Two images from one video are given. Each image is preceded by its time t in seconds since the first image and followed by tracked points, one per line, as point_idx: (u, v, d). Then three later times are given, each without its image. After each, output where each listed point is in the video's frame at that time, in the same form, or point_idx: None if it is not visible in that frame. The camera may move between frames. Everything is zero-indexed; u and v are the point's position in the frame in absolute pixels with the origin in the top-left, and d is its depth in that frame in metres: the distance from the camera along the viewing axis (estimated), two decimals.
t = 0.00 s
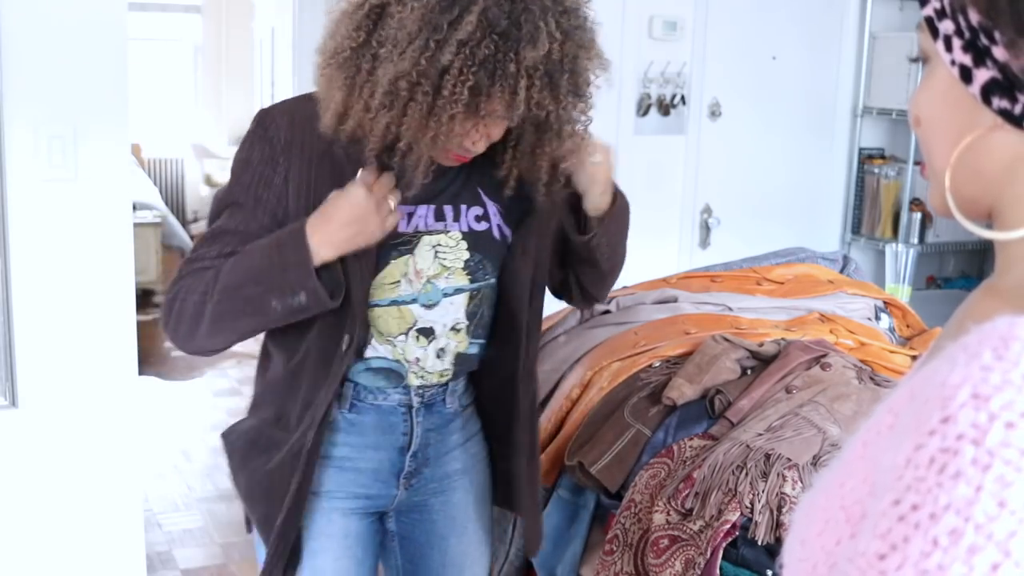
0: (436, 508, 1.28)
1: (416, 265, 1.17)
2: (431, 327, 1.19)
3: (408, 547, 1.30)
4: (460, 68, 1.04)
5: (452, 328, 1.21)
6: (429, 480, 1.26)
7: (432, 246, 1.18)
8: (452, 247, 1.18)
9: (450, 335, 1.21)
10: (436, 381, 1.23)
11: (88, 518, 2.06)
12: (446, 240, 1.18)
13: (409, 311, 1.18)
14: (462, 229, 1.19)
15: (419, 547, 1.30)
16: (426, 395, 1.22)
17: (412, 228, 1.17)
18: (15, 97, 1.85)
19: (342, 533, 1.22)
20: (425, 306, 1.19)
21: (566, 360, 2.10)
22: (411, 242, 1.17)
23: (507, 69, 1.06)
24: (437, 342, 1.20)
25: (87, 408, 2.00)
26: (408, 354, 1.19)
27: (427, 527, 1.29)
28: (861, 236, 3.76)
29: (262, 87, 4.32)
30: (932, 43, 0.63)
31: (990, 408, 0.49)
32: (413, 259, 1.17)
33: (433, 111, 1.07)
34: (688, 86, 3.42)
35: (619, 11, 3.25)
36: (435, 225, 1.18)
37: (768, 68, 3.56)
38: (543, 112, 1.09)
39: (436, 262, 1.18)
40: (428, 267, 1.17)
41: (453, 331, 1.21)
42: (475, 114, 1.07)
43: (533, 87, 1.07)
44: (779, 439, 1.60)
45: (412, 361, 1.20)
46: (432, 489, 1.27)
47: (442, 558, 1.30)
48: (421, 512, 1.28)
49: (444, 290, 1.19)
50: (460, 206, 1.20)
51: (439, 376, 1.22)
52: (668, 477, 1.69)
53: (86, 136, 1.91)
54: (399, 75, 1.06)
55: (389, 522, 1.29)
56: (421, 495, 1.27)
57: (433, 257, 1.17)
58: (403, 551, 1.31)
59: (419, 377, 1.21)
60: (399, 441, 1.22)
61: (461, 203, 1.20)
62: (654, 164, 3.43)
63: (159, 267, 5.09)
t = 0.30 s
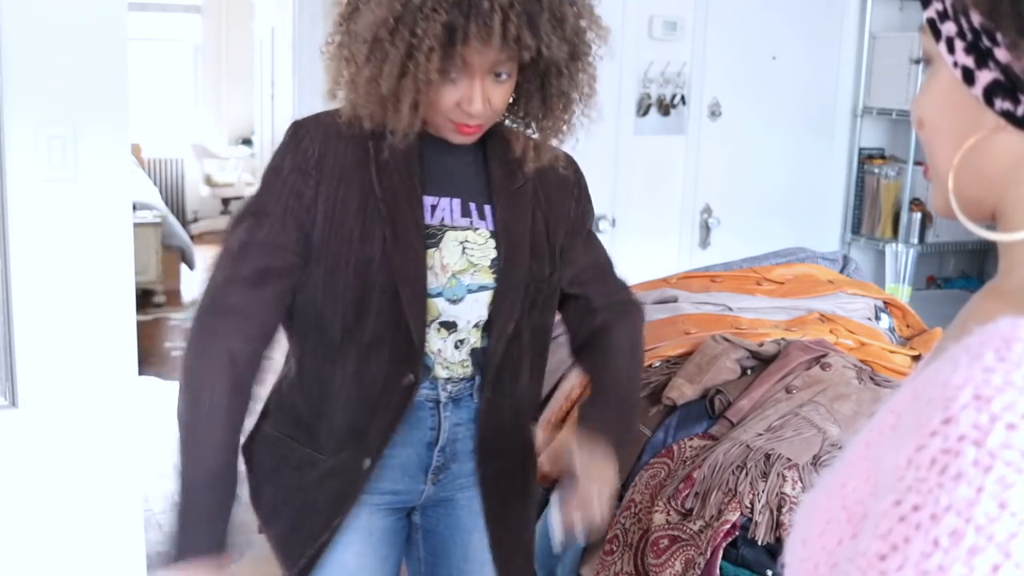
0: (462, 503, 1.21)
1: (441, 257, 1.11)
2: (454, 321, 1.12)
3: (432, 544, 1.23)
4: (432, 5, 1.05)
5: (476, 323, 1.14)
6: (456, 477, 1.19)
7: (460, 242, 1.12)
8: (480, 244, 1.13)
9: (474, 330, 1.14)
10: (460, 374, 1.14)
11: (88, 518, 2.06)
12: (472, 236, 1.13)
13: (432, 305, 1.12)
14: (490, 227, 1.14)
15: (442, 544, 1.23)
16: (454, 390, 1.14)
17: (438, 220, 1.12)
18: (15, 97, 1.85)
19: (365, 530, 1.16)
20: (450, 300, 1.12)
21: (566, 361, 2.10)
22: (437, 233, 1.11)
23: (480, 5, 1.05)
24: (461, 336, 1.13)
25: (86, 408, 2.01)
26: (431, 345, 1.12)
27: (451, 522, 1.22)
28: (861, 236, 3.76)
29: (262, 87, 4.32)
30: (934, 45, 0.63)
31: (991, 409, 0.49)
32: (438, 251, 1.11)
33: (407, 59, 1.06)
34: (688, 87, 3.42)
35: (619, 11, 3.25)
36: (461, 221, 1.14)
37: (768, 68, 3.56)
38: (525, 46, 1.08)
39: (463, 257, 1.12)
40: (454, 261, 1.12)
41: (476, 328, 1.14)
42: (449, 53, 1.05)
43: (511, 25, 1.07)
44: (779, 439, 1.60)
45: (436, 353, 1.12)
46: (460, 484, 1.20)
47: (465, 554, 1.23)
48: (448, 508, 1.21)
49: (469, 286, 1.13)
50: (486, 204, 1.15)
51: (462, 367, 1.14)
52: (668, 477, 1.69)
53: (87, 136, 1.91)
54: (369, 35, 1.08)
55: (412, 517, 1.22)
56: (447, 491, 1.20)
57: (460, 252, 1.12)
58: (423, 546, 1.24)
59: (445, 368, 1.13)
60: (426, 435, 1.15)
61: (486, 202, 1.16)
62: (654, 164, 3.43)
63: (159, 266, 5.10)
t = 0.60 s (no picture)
0: (480, 512, 1.24)
1: (446, 242, 1.16)
2: (465, 306, 1.18)
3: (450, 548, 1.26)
4: None
5: (489, 308, 1.19)
6: (473, 486, 1.22)
7: (465, 225, 1.17)
8: (487, 226, 1.19)
9: (488, 314, 1.20)
10: (473, 367, 1.19)
11: (87, 518, 2.06)
12: (478, 219, 1.18)
13: (439, 290, 1.17)
14: (498, 209, 1.20)
15: (457, 547, 1.26)
16: (470, 395, 1.19)
17: (440, 208, 1.17)
18: (15, 97, 1.85)
19: (379, 529, 1.19)
20: (457, 284, 1.17)
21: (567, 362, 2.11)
22: (439, 221, 1.17)
23: None
24: (471, 322, 1.18)
25: (86, 409, 2.00)
26: (442, 332, 1.17)
27: (468, 529, 1.24)
28: (861, 236, 3.76)
29: (263, 86, 4.32)
30: (934, 45, 0.63)
31: (991, 411, 0.49)
32: (443, 237, 1.16)
33: (371, 24, 1.18)
34: (688, 86, 3.43)
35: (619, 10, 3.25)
36: (465, 205, 1.18)
37: (768, 69, 3.56)
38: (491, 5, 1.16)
39: (469, 240, 1.18)
40: (459, 245, 1.17)
41: (489, 310, 1.20)
42: (408, 16, 1.16)
43: None
44: (779, 439, 1.60)
45: (446, 340, 1.17)
46: (477, 491, 1.23)
47: (477, 559, 1.26)
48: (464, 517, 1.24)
49: (478, 268, 1.18)
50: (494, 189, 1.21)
51: (476, 358, 1.19)
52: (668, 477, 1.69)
53: (87, 136, 1.92)
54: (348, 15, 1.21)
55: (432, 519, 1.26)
56: (465, 498, 1.23)
57: (466, 235, 1.17)
58: (441, 548, 1.27)
59: (455, 359, 1.18)
60: (443, 440, 1.19)
61: (497, 184, 1.21)
62: (654, 164, 3.43)
63: (159, 266, 5.10)
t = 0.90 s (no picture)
0: (492, 510, 1.26)
1: (447, 255, 1.19)
2: (465, 318, 1.20)
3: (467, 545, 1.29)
4: None
5: (490, 319, 1.21)
6: (484, 486, 1.25)
7: (466, 239, 1.20)
8: (487, 240, 1.21)
9: (488, 326, 1.21)
10: (476, 375, 1.21)
11: (87, 518, 2.06)
12: (479, 233, 1.21)
13: (439, 301, 1.19)
14: (500, 223, 1.21)
15: (473, 544, 1.29)
16: (472, 393, 1.21)
17: (445, 221, 1.20)
18: (16, 96, 1.85)
19: (392, 522, 1.23)
20: (457, 296, 1.20)
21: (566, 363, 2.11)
22: (442, 234, 1.20)
23: None
24: (472, 333, 1.20)
25: (87, 409, 2.01)
26: (443, 344, 1.20)
27: (483, 526, 1.27)
28: (861, 236, 3.76)
29: (263, 87, 4.32)
30: (932, 44, 0.63)
31: (990, 411, 0.49)
32: (445, 250, 1.20)
33: (372, 22, 1.26)
34: (688, 86, 3.43)
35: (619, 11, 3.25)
36: (468, 218, 1.21)
37: (768, 68, 3.56)
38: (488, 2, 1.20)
39: (468, 255, 1.20)
40: (460, 258, 1.20)
41: (490, 322, 1.21)
42: (407, 13, 1.22)
43: None
44: (779, 439, 1.60)
45: (447, 351, 1.19)
46: (489, 490, 1.25)
47: (491, 556, 1.28)
48: (478, 514, 1.27)
49: (476, 281, 1.20)
50: (495, 203, 1.22)
51: (479, 368, 1.21)
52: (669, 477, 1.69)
53: (87, 136, 1.92)
54: (360, 20, 1.28)
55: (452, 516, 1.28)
56: (478, 496, 1.25)
57: (465, 249, 1.20)
58: (457, 543, 1.30)
59: (456, 367, 1.20)
60: (450, 439, 1.21)
61: (499, 199, 1.22)
62: (654, 164, 3.43)
63: (159, 266, 5.10)
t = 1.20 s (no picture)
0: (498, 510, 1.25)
1: (468, 252, 1.21)
2: (482, 315, 1.21)
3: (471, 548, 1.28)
4: None
5: (505, 317, 1.22)
6: (492, 483, 1.23)
7: (485, 237, 1.21)
8: (506, 237, 1.22)
9: (503, 323, 1.22)
10: (491, 371, 1.22)
11: (87, 518, 2.06)
12: (499, 231, 1.21)
13: (458, 297, 1.21)
14: (518, 221, 1.22)
15: (477, 546, 1.27)
16: (484, 386, 1.21)
17: (466, 217, 1.22)
18: (16, 96, 1.85)
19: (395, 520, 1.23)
20: (476, 293, 1.21)
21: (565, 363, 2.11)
22: (463, 230, 1.21)
23: None
24: (488, 330, 1.21)
25: (87, 409, 2.01)
26: (459, 339, 1.21)
27: (488, 527, 1.26)
28: (861, 236, 3.76)
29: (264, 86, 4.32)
30: (932, 43, 0.63)
31: (990, 410, 0.49)
32: (465, 247, 1.21)
33: (383, 20, 1.28)
34: (688, 86, 3.43)
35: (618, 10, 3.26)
36: (487, 216, 1.22)
37: (768, 68, 3.56)
38: None
39: (488, 251, 1.21)
40: (479, 255, 1.21)
41: (505, 320, 1.22)
42: (419, 10, 1.23)
43: None
44: (779, 439, 1.60)
45: (463, 346, 1.21)
46: (496, 489, 1.24)
47: (496, 558, 1.27)
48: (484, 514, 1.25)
49: (495, 278, 1.21)
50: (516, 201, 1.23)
51: (494, 365, 1.21)
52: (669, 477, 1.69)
53: (87, 136, 1.92)
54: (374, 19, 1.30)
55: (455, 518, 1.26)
56: (484, 495, 1.24)
57: (484, 246, 1.21)
58: (460, 546, 1.28)
59: (472, 362, 1.21)
60: (458, 431, 1.21)
61: (517, 196, 1.23)
62: (654, 164, 3.44)
63: (159, 266, 5.11)
